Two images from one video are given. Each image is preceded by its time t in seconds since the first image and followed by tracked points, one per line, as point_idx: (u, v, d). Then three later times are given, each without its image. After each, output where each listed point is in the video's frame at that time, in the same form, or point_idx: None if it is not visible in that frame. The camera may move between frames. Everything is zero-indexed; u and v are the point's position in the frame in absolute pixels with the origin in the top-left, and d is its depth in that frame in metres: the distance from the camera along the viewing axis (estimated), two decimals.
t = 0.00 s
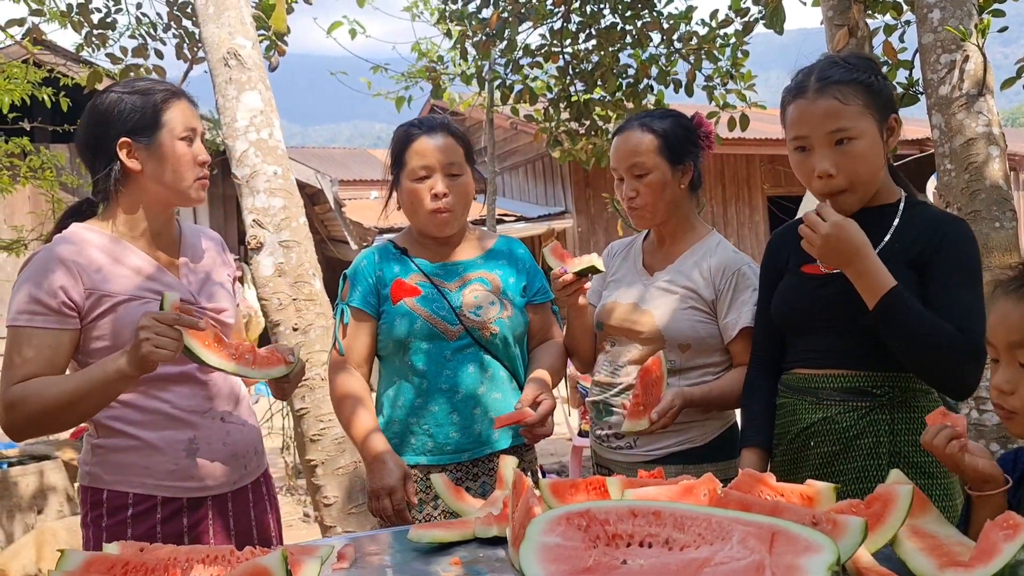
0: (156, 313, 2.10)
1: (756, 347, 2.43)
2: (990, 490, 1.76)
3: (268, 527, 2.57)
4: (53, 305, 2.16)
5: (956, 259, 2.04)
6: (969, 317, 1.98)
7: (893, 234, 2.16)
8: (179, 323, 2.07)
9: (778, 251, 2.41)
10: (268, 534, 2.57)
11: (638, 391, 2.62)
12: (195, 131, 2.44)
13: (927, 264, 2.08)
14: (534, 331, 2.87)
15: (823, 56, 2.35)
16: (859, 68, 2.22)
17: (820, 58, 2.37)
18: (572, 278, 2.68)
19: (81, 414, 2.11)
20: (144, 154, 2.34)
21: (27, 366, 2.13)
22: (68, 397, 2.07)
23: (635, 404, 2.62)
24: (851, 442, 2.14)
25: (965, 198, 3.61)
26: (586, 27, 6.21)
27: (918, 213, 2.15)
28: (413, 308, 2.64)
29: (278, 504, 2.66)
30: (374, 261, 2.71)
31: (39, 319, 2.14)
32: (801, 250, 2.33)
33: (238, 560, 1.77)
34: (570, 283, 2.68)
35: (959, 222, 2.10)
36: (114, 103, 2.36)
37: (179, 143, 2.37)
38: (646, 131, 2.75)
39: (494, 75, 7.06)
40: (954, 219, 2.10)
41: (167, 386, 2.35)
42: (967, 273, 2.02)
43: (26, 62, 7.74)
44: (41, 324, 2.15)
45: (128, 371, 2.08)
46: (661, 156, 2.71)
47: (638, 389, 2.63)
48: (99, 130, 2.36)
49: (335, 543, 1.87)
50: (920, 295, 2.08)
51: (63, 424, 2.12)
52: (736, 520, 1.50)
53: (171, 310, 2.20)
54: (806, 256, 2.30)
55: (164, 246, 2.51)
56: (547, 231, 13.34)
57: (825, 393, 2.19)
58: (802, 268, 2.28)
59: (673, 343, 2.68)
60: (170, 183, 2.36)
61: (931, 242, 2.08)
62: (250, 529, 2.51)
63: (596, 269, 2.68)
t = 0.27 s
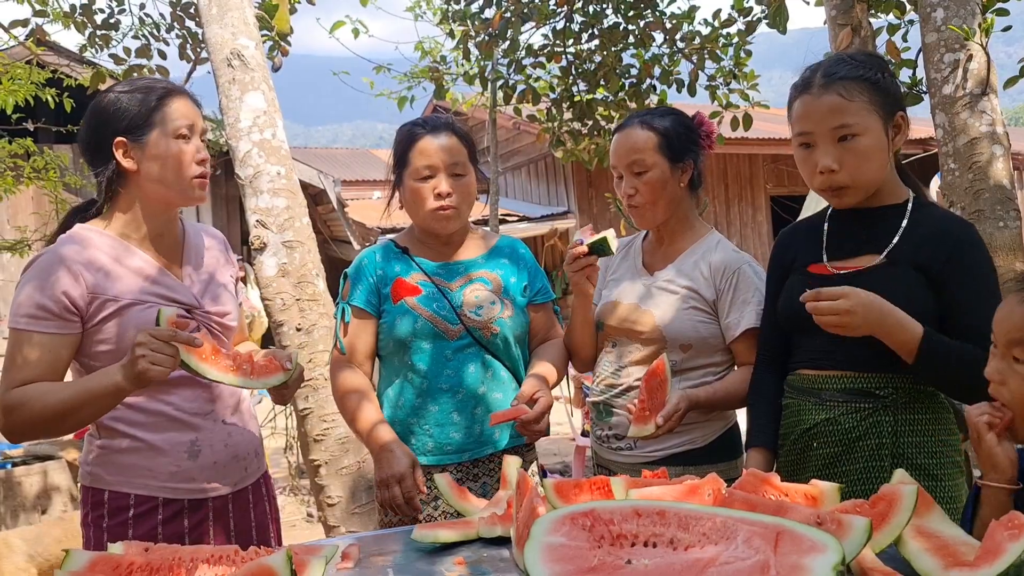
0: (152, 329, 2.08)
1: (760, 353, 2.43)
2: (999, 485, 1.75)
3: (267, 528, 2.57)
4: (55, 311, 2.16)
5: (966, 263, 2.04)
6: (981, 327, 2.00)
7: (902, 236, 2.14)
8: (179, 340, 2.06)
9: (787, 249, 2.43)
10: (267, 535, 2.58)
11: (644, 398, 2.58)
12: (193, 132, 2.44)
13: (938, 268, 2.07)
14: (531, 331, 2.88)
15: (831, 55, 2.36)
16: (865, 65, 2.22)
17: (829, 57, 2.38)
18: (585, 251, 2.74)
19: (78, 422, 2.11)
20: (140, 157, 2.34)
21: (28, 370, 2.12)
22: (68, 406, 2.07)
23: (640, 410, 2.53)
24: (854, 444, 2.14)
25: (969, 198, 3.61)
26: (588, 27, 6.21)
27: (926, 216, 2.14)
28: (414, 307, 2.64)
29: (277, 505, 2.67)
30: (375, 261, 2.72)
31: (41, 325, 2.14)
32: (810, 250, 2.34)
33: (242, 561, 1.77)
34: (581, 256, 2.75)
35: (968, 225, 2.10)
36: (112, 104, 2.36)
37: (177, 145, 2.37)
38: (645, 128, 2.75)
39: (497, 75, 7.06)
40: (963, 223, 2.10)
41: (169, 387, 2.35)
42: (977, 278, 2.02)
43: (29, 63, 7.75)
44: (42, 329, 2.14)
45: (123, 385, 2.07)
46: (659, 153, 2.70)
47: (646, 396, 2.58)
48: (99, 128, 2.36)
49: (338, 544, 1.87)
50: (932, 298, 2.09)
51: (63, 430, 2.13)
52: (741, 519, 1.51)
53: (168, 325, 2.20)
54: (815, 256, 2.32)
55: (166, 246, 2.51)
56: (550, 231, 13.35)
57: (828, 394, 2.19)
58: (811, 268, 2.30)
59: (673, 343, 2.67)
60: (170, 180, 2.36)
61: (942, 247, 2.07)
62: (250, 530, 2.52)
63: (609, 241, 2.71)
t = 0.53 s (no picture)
0: (135, 329, 2.09)
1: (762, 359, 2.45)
2: (993, 475, 1.80)
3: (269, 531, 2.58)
4: (53, 316, 2.17)
5: (973, 263, 2.04)
6: (989, 330, 2.01)
7: (909, 239, 2.15)
8: (157, 338, 2.06)
9: (790, 256, 2.43)
10: (268, 538, 2.57)
11: (642, 399, 2.57)
12: (194, 138, 2.44)
13: (945, 273, 2.07)
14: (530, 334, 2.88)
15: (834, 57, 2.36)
16: (867, 69, 2.22)
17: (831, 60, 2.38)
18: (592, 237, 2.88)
19: (71, 423, 2.14)
20: (133, 163, 2.35)
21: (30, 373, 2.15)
22: (62, 408, 2.09)
23: (637, 411, 2.56)
24: (859, 446, 2.15)
25: (972, 199, 3.60)
26: (591, 28, 6.21)
27: (933, 218, 2.15)
28: (413, 308, 2.65)
29: (280, 506, 2.67)
30: (375, 262, 2.72)
31: (39, 328, 2.16)
32: (817, 253, 2.34)
33: (244, 563, 1.78)
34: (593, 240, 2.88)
35: (973, 227, 2.11)
36: (112, 110, 2.37)
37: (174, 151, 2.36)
38: (640, 132, 2.75)
39: (499, 77, 7.07)
40: (968, 228, 2.10)
41: (171, 389, 2.36)
42: (984, 281, 2.03)
43: (32, 65, 7.77)
44: (41, 333, 2.16)
45: (110, 389, 2.08)
46: (653, 156, 2.70)
47: (640, 398, 2.59)
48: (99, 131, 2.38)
49: (340, 546, 1.87)
50: (944, 301, 2.08)
51: (61, 430, 2.16)
52: (745, 522, 1.51)
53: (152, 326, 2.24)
54: (821, 259, 2.32)
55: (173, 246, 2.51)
56: (552, 232, 13.36)
57: (833, 397, 2.20)
58: (817, 271, 2.30)
59: (673, 346, 2.68)
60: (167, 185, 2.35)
61: (948, 251, 2.08)
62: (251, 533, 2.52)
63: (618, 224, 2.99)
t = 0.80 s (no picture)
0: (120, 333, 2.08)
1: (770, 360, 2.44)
2: (993, 476, 1.81)
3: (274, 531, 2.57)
4: (53, 318, 2.18)
5: (976, 263, 2.05)
6: (992, 330, 2.01)
7: (911, 240, 2.15)
8: (143, 341, 2.06)
9: (797, 251, 2.43)
10: (273, 538, 2.57)
11: (640, 404, 2.59)
12: (188, 140, 2.43)
13: (947, 274, 2.07)
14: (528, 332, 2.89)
15: (832, 58, 2.36)
16: (864, 70, 2.22)
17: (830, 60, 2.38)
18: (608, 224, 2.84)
19: (69, 425, 2.15)
20: (127, 164, 2.34)
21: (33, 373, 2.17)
22: (59, 409, 2.10)
23: (637, 416, 2.58)
24: (861, 446, 2.15)
25: (975, 198, 3.60)
26: (592, 29, 6.21)
27: (935, 219, 2.15)
28: (410, 308, 2.65)
29: (287, 504, 2.66)
30: (372, 263, 2.72)
31: (39, 330, 2.17)
32: (821, 253, 2.34)
33: (246, 562, 1.78)
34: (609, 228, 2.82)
35: (976, 228, 2.12)
36: (111, 110, 2.37)
37: (168, 152, 2.36)
38: (634, 132, 2.75)
39: (501, 77, 7.07)
40: (971, 229, 2.10)
41: (172, 387, 2.37)
42: (987, 283, 2.03)
43: (35, 66, 7.79)
44: (40, 335, 2.17)
45: (100, 392, 2.08)
46: (648, 157, 2.71)
47: (640, 401, 2.61)
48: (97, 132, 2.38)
49: (342, 545, 1.87)
50: (947, 301, 2.08)
51: (58, 434, 2.17)
52: (747, 521, 1.51)
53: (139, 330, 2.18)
54: (824, 258, 2.32)
55: (175, 246, 2.51)
56: (555, 232, 13.36)
57: (836, 396, 2.20)
58: (820, 272, 2.31)
59: (674, 347, 2.67)
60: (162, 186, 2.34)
61: (950, 251, 2.08)
62: (255, 532, 2.51)
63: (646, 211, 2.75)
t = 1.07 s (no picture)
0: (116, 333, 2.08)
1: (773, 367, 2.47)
2: (993, 479, 1.80)
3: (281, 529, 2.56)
4: (59, 318, 2.19)
5: (971, 264, 2.04)
6: (990, 331, 2.01)
7: (904, 239, 2.17)
8: (137, 338, 2.05)
9: (799, 252, 2.47)
10: (280, 536, 2.56)
11: (636, 401, 2.59)
12: (190, 140, 2.44)
13: (940, 276, 2.08)
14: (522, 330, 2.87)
15: (827, 57, 2.35)
16: (856, 71, 2.21)
17: (825, 59, 2.37)
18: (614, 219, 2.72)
19: (72, 423, 2.16)
20: (128, 166, 2.35)
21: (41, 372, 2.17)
22: (62, 407, 2.11)
23: (632, 413, 2.59)
24: (857, 447, 2.17)
25: (977, 198, 3.59)
26: (595, 28, 6.21)
27: (929, 219, 2.16)
28: (401, 310, 2.64)
29: (294, 502, 2.66)
30: (360, 265, 2.72)
31: (46, 330, 2.18)
32: (817, 256, 2.38)
33: (251, 561, 1.78)
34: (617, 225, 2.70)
35: (974, 229, 2.12)
36: (114, 110, 2.38)
37: (169, 151, 2.36)
38: (631, 133, 2.75)
39: (503, 77, 7.07)
40: (967, 230, 2.10)
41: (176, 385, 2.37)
42: (984, 283, 2.03)
43: (38, 66, 7.80)
44: (46, 334, 2.18)
45: (100, 391, 2.07)
46: (645, 158, 2.71)
47: (635, 399, 2.60)
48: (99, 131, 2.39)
49: (346, 544, 1.88)
50: (939, 303, 2.08)
51: (64, 430, 2.18)
52: (749, 520, 1.51)
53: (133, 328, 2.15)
54: (821, 260, 2.35)
55: (178, 245, 2.51)
56: (557, 232, 13.37)
57: (833, 398, 2.23)
58: (817, 273, 2.34)
59: (672, 347, 2.68)
60: (164, 187, 2.34)
61: (945, 251, 2.08)
62: (261, 529, 2.51)
63: (654, 206, 2.71)
